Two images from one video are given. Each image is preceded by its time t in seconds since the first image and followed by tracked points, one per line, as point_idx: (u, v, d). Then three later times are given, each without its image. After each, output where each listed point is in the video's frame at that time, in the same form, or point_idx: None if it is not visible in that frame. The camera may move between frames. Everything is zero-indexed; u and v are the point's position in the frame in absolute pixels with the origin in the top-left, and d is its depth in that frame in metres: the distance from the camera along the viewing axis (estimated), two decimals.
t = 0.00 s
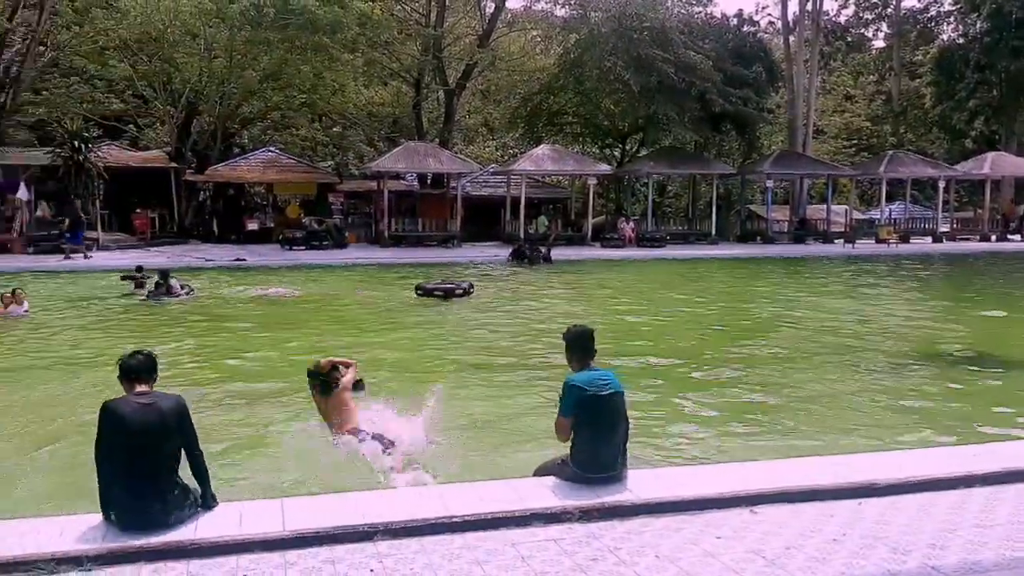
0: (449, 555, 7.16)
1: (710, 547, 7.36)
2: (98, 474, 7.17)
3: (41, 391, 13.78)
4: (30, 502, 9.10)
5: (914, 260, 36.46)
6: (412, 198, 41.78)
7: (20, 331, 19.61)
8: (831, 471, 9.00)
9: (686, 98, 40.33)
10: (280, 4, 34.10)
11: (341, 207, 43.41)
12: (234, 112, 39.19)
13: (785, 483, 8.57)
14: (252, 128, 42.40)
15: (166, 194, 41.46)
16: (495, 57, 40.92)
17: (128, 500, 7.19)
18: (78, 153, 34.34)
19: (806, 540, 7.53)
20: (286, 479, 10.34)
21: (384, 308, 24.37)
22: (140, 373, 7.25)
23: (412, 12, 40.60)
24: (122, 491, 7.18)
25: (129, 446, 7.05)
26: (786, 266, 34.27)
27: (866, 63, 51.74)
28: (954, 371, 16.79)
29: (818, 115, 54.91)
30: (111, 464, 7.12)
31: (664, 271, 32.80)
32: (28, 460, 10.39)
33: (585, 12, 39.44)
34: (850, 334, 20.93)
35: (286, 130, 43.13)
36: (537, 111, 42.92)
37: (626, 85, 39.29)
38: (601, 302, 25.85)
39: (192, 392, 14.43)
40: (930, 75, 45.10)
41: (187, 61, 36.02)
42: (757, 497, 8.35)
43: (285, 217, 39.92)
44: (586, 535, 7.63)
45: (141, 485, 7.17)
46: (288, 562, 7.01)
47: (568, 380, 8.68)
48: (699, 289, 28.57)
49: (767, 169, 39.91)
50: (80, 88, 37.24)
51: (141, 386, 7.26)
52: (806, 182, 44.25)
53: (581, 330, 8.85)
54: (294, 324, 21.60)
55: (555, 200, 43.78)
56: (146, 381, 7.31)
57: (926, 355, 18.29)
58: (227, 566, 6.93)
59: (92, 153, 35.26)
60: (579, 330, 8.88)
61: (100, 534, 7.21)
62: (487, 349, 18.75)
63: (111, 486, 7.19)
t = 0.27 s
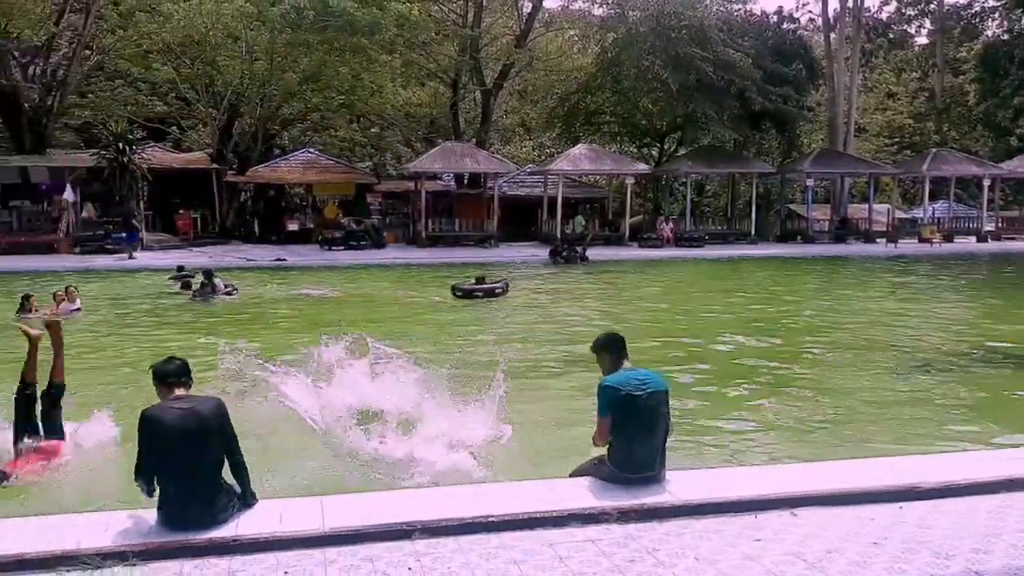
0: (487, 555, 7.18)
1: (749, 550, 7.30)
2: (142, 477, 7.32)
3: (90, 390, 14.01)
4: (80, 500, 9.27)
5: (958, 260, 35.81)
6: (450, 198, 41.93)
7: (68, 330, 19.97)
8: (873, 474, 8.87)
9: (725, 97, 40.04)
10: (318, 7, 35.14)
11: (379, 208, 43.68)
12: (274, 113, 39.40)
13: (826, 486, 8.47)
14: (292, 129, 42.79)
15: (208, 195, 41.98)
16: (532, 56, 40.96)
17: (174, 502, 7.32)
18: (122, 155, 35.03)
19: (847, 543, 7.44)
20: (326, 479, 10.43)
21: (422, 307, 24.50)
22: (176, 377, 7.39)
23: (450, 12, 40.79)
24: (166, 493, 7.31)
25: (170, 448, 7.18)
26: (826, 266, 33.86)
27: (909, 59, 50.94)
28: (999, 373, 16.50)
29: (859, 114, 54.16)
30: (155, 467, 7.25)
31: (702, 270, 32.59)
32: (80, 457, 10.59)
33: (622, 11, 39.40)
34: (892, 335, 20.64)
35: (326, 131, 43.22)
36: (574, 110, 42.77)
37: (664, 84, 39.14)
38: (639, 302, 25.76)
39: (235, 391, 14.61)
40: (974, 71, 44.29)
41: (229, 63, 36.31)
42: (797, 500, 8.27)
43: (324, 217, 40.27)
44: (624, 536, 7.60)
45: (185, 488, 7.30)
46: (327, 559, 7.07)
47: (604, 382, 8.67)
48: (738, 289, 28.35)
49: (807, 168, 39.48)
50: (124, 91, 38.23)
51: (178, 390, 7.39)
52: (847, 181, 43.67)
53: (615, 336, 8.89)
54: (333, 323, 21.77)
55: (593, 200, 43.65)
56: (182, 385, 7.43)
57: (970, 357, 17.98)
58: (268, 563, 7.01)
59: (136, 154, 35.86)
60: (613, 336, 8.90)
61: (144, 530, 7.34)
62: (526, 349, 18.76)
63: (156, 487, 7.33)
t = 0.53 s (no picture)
0: (516, 554, 7.21)
1: (780, 552, 7.26)
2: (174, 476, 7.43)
3: (127, 388, 14.17)
4: (117, 498, 9.38)
5: (993, 260, 35.31)
6: (478, 198, 42.01)
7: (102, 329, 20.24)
8: (905, 477, 8.78)
9: (755, 96, 39.74)
10: (348, 7, 35.88)
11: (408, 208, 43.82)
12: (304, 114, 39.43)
13: (858, 489, 8.40)
14: (322, 130, 43.04)
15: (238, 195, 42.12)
16: (560, 56, 40.93)
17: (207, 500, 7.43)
18: (156, 155, 35.57)
19: (879, 547, 7.37)
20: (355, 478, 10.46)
21: (450, 307, 24.58)
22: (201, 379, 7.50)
23: (478, 13, 40.93)
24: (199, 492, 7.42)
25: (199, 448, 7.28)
26: (857, 266, 33.54)
27: (942, 57, 50.30)
28: None
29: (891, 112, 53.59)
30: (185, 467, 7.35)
31: (731, 270, 32.40)
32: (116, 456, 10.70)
33: (652, 10, 39.11)
34: (925, 336, 20.42)
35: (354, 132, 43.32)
36: (603, 110, 42.51)
37: (693, 83, 39.00)
38: (668, 302, 25.68)
39: (266, 390, 14.72)
40: (1009, 69, 43.65)
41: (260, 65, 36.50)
42: (828, 503, 8.21)
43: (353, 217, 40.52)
44: (653, 537, 7.59)
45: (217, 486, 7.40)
46: (356, 557, 7.14)
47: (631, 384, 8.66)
48: (768, 289, 28.17)
49: (838, 167, 39.11)
50: (157, 93, 38.80)
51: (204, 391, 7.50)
52: (879, 181, 43.18)
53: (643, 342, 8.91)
54: (363, 323, 21.88)
55: (621, 200, 43.51)
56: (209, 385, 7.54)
57: (1005, 358, 17.74)
58: (298, 560, 7.09)
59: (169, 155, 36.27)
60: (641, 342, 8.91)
61: (177, 526, 7.45)
62: (554, 349, 18.75)
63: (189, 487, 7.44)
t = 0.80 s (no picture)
0: (538, 556, 7.12)
1: (807, 555, 7.13)
2: (197, 474, 7.40)
3: (150, 388, 14.20)
4: (139, 498, 9.37)
5: None
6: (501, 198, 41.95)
7: (128, 328, 20.35)
8: (935, 479, 8.61)
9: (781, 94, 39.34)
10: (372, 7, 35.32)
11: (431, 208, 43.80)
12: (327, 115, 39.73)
13: (886, 492, 8.23)
14: (345, 131, 43.13)
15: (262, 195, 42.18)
16: (584, 55, 40.77)
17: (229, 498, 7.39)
18: (181, 156, 35.72)
19: (909, 550, 7.21)
20: (376, 478, 10.37)
21: (473, 307, 24.53)
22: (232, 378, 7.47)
23: (502, 12, 40.97)
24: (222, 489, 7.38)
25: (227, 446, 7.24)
26: (884, 266, 33.15)
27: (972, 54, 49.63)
28: None
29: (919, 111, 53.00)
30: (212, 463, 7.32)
31: (756, 270, 32.13)
32: (140, 456, 10.68)
33: (676, 8, 38.98)
34: (954, 337, 20.12)
35: (378, 132, 43.48)
36: (626, 109, 42.16)
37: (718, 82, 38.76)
38: (692, 302, 25.50)
39: (290, 390, 14.71)
40: None
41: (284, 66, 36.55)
42: (856, 506, 8.05)
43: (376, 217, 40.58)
44: (678, 539, 7.47)
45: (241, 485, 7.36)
46: (378, 557, 7.08)
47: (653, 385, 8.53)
48: (793, 289, 27.90)
49: (866, 166, 38.65)
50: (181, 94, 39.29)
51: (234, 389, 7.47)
52: (907, 180, 42.65)
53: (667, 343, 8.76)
54: (386, 322, 21.86)
55: (646, 200, 43.28)
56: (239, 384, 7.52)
57: None
58: (320, 559, 7.03)
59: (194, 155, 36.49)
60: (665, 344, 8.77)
61: (200, 525, 7.43)
62: (578, 349, 18.63)
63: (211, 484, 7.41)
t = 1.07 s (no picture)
0: (567, 555, 7.19)
1: (837, 557, 7.14)
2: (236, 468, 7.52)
3: (182, 387, 14.42)
4: (173, 493, 9.55)
5: None
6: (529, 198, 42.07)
7: (164, 327, 20.67)
8: (965, 482, 8.57)
9: (812, 93, 38.89)
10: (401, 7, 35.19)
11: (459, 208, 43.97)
12: (357, 117, 40.30)
13: (915, 494, 8.22)
14: (374, 132, 43.44)
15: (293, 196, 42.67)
16: (612, 55, 40.74)
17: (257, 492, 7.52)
18: (213, 158, 36.16)
19: (940, 553, 7.20)
20: (405, 477, 10.49)
21: (502, 307, 24.63)
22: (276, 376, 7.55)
23: (530, 13, 41.16)
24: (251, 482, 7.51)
25: (260, 443, 7.37)
26: (916, 266, 32.84)
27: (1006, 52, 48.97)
28: None
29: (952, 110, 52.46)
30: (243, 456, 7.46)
31: (786, 270, 31.97)
32: (174, 451, 10.89)
33: (704, 7, 39.45)
34: (986, 338, 19.93)
35: (407, 133, 43.75)
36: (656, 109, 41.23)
37: (748, 80, 38.68)
38: (721, 302, 25.42)
39: (323, 388, 14.88)
40: None
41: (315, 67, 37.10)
42: (885, 508, 8.05)
43: (405, 217, 40.87)
44: (707, 541, 7.51)
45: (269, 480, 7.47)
46: (408, 555, 7.19)
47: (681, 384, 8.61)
48: (824, 289, 27.73)
49: (898, 166, 38.26)
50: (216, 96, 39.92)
51: (278, 388, 7.57)
52: (940, 180, 42.16)
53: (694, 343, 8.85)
54: (417, 322, 22.01)
55: (675, 199, 43.11)
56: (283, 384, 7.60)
57: None
58: (351, 556, 7.16)
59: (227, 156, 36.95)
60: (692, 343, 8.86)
61: (234, 521, 7.59)
62: (608, 349, 18.65)
63: (243, 477, 7.56)
